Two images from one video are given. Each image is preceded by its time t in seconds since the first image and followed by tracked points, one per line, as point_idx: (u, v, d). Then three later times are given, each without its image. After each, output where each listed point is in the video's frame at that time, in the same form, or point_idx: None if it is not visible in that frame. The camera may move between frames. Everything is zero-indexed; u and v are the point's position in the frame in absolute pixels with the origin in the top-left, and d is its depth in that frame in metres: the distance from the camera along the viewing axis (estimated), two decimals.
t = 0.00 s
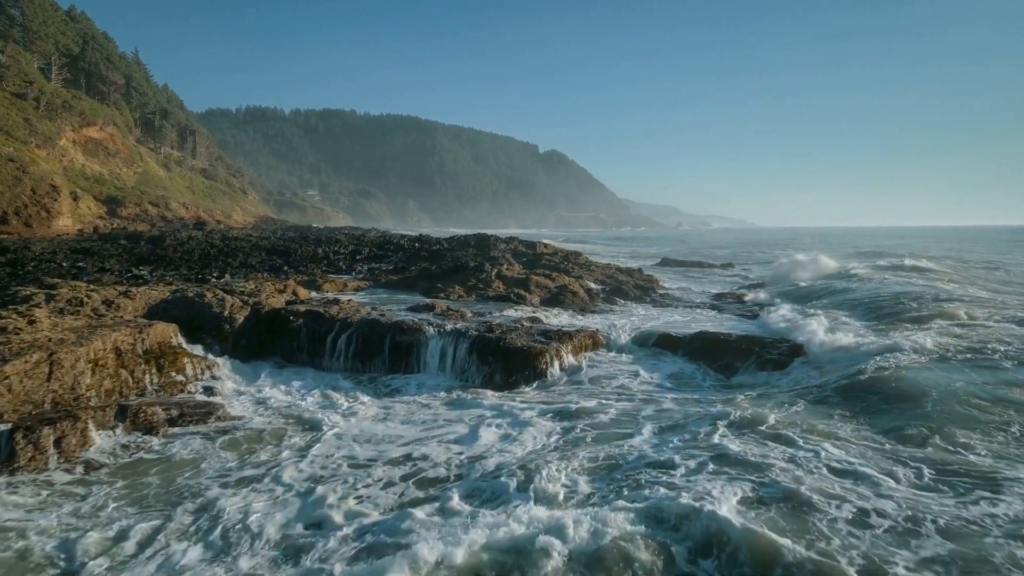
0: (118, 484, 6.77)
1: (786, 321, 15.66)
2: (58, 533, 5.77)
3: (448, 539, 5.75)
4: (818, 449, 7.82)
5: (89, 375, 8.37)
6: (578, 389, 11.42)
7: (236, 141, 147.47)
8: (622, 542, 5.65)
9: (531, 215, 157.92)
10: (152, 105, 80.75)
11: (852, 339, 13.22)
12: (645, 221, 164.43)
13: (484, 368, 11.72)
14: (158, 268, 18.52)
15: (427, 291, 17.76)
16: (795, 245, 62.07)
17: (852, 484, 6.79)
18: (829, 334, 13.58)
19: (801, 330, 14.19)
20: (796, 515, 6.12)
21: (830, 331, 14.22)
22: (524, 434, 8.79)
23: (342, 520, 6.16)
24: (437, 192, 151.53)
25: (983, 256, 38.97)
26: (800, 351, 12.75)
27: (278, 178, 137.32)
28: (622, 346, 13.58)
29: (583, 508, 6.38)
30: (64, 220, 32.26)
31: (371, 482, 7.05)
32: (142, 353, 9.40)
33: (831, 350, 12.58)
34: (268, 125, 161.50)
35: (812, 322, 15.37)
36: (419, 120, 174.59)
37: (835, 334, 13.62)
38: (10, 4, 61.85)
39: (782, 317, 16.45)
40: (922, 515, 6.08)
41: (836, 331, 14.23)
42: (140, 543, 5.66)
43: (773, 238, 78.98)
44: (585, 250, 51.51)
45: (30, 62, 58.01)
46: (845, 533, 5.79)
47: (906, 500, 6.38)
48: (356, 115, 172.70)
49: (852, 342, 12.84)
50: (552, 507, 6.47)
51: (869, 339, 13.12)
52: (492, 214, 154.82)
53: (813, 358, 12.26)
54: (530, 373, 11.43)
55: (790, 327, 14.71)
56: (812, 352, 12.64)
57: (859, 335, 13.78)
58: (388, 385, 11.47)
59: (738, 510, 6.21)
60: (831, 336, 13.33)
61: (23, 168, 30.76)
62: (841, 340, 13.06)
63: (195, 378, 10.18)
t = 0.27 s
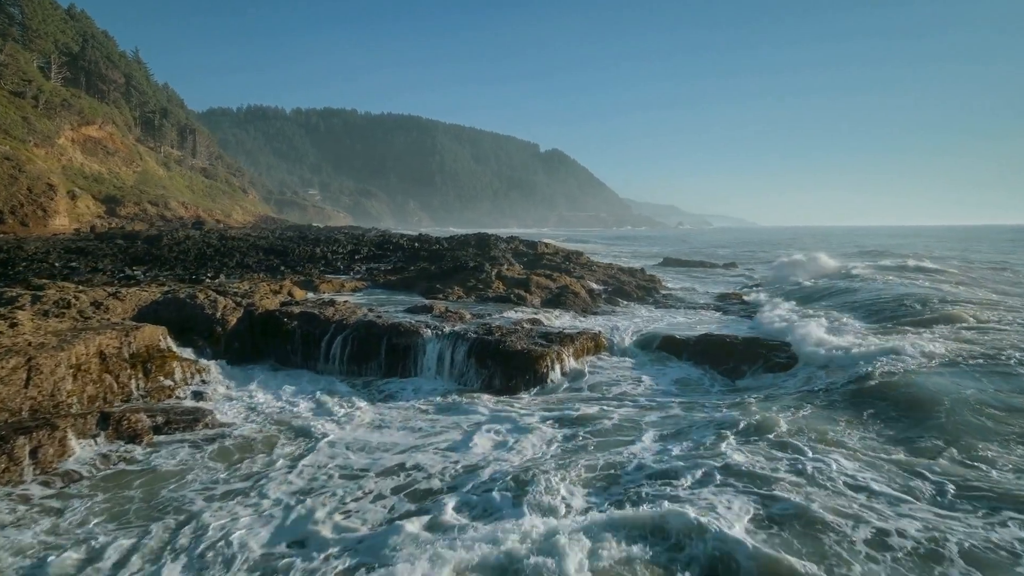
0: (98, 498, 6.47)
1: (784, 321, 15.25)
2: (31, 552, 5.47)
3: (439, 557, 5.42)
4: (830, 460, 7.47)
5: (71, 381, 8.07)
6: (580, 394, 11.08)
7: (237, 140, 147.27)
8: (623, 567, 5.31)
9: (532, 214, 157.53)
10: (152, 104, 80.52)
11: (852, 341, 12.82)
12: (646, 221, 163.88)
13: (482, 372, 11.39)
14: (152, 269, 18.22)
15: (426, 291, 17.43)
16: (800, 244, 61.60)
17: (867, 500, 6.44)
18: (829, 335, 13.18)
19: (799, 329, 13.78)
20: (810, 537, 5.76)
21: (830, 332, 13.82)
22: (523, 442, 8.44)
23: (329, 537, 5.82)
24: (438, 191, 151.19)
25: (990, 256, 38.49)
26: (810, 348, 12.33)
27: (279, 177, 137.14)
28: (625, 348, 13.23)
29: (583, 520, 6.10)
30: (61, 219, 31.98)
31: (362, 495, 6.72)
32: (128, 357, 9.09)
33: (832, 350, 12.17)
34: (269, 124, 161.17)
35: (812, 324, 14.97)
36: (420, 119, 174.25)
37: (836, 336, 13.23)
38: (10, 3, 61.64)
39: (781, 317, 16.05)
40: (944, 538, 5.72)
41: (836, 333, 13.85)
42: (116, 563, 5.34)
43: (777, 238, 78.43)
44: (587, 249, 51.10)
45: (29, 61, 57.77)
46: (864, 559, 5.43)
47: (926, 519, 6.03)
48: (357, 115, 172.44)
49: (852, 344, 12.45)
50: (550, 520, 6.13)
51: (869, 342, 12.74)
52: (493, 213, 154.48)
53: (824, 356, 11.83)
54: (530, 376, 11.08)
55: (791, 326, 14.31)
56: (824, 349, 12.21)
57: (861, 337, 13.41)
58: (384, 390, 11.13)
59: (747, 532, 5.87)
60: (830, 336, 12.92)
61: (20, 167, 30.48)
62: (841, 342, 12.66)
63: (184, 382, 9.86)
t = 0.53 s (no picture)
0: (68, 514, 6.09)
1: (780, 322, 14.83)
2: None
3: None
4: (846, 475, 7.06)
5: (47, 389, 7.70)
6: (582, 399, 10.68)
7: (238, 140, 146.97)
8: None
9: (533, 214, 157.04)
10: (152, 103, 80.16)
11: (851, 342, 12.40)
12: (648, 220, 163.11)
13: (481, 377, 10.99)
14: (145, 269, 17.84)
15: (424, 292, 17.03)
16: (805, 243, 60.97)
17: (887, 523, 6.03)
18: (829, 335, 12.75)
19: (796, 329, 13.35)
20: (827, 567, 5.36)
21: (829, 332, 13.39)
22: (523, 453, 8.04)
23: (309, 562, 5.42)
24: (439, 190, 150.76)
25: (998, 256, 37.87)
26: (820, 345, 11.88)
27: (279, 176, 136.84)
28: (627, 352, 12.83)
29: (582, 538, 5.77)
30: (56, 219, 31.61)
31: (348, 512, 6.34)
32: (110, 362, 8.70)
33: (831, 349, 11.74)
34: (270, 123, 160.92)
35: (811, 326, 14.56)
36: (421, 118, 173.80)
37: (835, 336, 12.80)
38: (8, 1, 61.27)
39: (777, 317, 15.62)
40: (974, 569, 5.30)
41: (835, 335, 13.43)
42: None
43: (781, 237, 77.71)
44: (589, 249, 50.60)
45: (27, 59, 57.40)
46: None
47: (955, 549, 5.59)
48: (358, 114, 172.05)
49: (853, 346, 12.03)
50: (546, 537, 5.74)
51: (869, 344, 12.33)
52: (495, 212, 153.98)
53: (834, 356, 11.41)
54: (531, 382, 10.68)
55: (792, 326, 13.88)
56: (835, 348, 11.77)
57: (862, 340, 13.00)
58: (379, 395, 10.74)
59: (759, 559, 5.47)
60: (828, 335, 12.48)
61: (14, 166, 30.07)
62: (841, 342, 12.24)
63: (169, 388, 9.47)
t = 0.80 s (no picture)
0: (40, 531, 5.77)
1: (773, 322, 14.49)
2: None
3: None
4: (861, 490, 6.70)
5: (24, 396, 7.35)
6: (585, 406, 10.33)
7: (239, 139, 146.76)
8: None
9: (534, 213, 156.63)
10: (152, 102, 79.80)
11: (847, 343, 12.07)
12: (650, 220, 162.50)
13: (480, 382, 10.64)
14: (138, 270, 17.52)
15: (423, 293, 16.69)
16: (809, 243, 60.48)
17: (904, 547, 5.68)
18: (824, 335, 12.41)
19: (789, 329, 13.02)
20: None
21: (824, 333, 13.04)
22: (521, 462, 7.68)
23: None
24: (440, 189, 150.43)
25: (1006, 256, 37.38)
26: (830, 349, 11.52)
27: (280, 175, 136.61)
28: (631, 355, 12.47)
29: (581, 559, 5.43)
30: (53, 218, 31.32)
31: (334, 529, 6.00)
32: (94, 367, 8.37)
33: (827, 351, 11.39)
34: (271, 123, 160.76)
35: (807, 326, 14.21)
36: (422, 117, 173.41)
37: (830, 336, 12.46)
38: None
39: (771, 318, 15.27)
40: None
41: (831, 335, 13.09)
42: None
43: (784, 236, 77.13)
44: (590, 249, 50.20)
45: (26, 57, 57.07)
46: None
47: None
48: (359, 113, 171.72)
49: (850, 348, 11.68)
50: (542, 558, 5.40)
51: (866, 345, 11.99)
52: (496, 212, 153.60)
53: (844, 359, 11.05)
54: (531, 387, 10.32)
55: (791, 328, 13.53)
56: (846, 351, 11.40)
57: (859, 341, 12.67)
58: (374, 401, 10.38)
59: None
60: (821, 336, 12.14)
61: (10, 164, 29.77)
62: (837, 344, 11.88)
63: (156, 394, 9.14)
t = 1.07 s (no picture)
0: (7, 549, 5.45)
1: (765, 322, 14.16)
2: None
3: None
4: (876, 508, 6.33)
5: None
6: (587, 412, 9.96)
7: (240, 138, 146.56)
8: None
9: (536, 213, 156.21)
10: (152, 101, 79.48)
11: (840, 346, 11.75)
12: (651, 218, 161.91)
13: (478, 387, 10.29)
14: (132, 271, 17.22)
15: (421, 294, 16.34)
16: (813, 242, 59.98)
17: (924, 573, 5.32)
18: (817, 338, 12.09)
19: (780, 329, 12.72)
20: None
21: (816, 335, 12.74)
22: (518, 474, 7.32)
23: None
24: (441, 188, 150.06)
25: (1014, 256, 36.84)
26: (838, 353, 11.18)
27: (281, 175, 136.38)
28: (634, 358, 12.11)
29: None
30: (49, 217, 31.06)
31: (318, 548, 5.67)
32: (74, 373, 8.03)
33: (820, 354, 11.07)
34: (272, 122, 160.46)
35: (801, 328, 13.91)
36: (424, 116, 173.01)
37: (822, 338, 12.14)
38: None
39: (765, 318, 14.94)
40: None
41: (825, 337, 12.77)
42: None
43: (787, 236, 76.60)
44: (592, 248, 49.76)
45: (24, 55, 56.74)
46: None
47: None
48: (360, 112, 171.41)
49: (845, 350, 11.34)
50: None
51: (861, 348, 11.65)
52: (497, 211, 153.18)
53: (849, 363, 10.72)
54: (531, 392, 9.96)
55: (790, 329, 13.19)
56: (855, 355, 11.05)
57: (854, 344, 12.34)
58: (369, 406, 10.02)
59: None
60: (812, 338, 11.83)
61: (5, 163, 29.47)
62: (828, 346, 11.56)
63: (141, 400, 8.81)
